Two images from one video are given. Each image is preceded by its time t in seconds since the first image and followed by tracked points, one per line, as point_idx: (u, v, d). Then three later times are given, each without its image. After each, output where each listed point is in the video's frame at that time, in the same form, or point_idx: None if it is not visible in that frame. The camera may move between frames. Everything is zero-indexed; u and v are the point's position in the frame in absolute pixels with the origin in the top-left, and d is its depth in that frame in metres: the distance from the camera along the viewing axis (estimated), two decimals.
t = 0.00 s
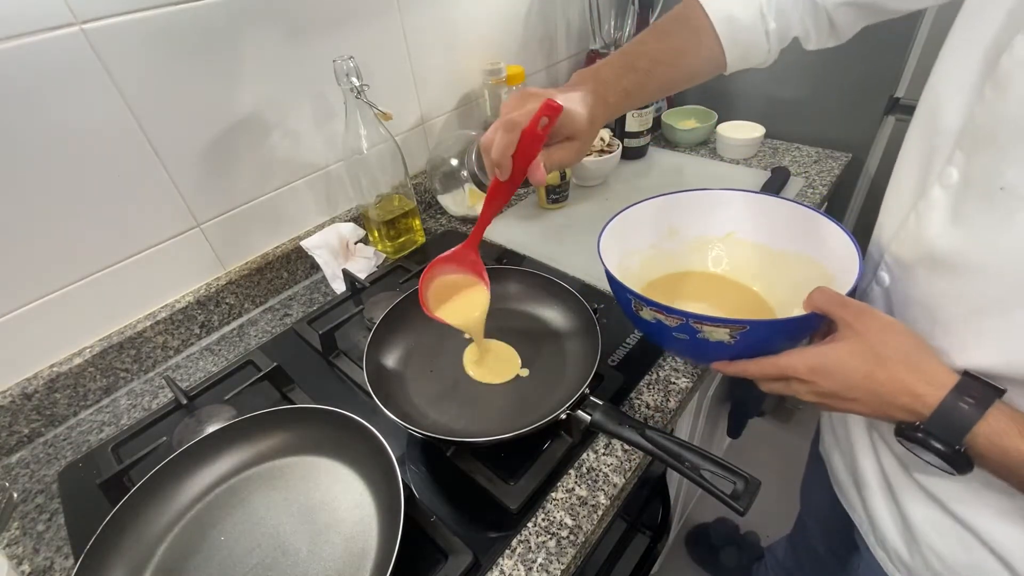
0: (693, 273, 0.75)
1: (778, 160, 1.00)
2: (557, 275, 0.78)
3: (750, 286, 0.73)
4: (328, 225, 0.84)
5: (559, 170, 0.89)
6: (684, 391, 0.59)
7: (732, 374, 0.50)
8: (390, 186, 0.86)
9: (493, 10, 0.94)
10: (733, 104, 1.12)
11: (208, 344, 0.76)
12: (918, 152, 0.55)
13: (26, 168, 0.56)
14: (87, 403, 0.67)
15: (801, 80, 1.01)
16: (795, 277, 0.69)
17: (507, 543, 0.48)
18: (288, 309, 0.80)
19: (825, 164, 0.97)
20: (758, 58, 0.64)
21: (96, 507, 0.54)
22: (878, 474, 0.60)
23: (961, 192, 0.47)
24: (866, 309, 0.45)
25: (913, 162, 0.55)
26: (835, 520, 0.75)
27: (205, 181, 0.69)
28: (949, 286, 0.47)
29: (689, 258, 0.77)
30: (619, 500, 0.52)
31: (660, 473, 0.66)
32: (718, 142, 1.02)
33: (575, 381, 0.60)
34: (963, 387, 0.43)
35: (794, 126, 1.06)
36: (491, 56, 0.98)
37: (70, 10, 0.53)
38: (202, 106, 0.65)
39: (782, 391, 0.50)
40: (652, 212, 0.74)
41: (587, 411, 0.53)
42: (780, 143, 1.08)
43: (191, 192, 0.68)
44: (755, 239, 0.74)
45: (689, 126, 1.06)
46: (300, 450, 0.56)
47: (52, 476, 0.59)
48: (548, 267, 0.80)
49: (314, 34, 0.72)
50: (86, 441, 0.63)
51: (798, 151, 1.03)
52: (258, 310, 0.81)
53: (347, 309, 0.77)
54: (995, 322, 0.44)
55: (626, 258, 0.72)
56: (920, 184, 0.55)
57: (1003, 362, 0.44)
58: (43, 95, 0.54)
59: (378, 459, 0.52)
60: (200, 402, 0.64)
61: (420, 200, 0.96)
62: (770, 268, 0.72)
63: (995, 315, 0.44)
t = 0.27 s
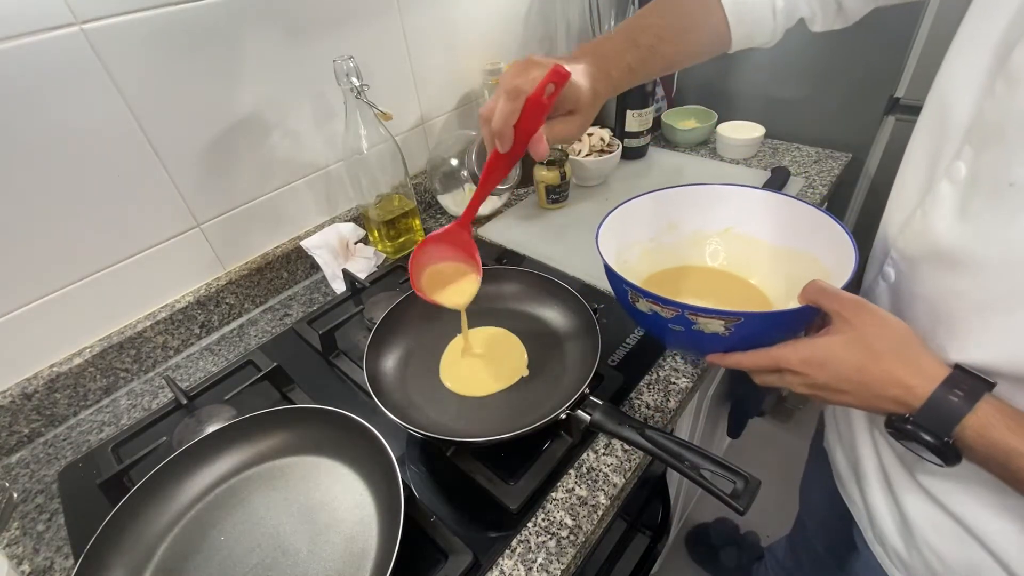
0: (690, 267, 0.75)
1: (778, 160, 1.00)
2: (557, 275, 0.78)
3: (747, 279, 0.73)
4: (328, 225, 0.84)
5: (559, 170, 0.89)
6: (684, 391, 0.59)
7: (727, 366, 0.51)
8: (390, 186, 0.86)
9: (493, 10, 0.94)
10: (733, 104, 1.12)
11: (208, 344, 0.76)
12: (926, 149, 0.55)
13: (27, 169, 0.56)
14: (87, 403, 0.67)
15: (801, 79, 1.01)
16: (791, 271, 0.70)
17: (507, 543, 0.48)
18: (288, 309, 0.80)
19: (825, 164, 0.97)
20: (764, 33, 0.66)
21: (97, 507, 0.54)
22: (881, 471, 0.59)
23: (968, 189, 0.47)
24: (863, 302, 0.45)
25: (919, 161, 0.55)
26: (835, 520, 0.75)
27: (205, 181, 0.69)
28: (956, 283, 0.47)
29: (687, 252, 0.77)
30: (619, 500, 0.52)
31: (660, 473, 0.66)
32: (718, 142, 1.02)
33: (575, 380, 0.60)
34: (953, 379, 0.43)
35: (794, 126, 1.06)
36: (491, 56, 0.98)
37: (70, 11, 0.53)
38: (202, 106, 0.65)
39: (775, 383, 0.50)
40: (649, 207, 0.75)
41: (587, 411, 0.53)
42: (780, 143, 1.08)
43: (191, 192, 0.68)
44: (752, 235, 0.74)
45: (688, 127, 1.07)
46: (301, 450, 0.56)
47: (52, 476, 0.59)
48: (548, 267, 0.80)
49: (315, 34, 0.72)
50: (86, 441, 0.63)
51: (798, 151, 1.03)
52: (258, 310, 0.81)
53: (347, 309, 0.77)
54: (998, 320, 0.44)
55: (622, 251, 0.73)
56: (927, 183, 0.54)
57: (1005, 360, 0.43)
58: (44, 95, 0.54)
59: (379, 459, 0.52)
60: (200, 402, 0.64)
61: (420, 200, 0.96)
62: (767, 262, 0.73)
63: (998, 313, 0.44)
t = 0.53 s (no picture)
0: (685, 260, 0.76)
1: (777, 160, 1.00)
2: (557, 274, 0.78)
3: (741, 272, 0.74)
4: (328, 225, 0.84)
5: (559, 170, 0.89)
6: (684, 390, 0.59)
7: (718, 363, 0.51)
8: (390, 186, 0.86)
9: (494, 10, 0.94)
10: (733, 104, 1.12)
11: (208, 344, 0.76)
12: (926, 147, 0.55)
13: (27, 169, 0.56)
14: (87, 403, 0.67)
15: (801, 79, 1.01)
16: (787, 267, 0.70)
17: (506, 543, 0.48)
18: (288, 309, 0.80)
19: (825, 164, 0.98)
20: (767, 23, 0.68)
21: (97, 507, 0.54)
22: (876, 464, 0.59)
23: (968, 184, 0.47)
24: (852, 293, 0.45)
25: (919, 158, 0.56)
26: (835, 520, 0.75)
27: (206, 181, 0.69)
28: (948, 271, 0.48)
29: (681, 246, 0.78)
30: (619, 500, 0.52)
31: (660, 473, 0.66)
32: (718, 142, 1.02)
33: (574, 381, 0.60)
34: (935, 369, 0.43)
35: (794, 126, 1.06)
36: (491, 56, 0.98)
37: (70, 11, 0.53)
38: (202, 106, 0.65)
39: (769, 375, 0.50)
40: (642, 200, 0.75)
41: (587, 411, 0.52)
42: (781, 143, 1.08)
43: (192, 192, 0.68)
44: (745, 227, 0.75)
45: (689, 127, 1.07)
46: (301, 450, 0.56)
47: (52, 476, 0.59)
48: (548, 267, 0.80)
49: (315, 34, 0.72)
50: (86, 441, 0.63)
51: (798, 151, 1.03)
52: (258, 310, 0.81)
53: (347, 309, 0.77)
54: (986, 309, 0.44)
55: (617, 244, 0.74)
56: (927, 179, 0.55)
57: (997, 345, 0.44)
58: (43, 95, 0.54)
59: (378, 459, 0.52)
60: (200, 402, 0.64)
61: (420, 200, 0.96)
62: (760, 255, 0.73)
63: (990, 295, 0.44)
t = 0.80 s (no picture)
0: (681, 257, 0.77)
1: (778, 160, 1.00)
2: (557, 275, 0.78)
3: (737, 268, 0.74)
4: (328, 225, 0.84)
5: (559, 170, 0.89)
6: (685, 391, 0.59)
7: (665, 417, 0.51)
8: (390, 186, 0.86)
9: (494, 10, 0.94)
10: (733, 104, 1.12)
11: (208, 344, 0.76)
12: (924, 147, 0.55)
13: (27, 169, 0.56)
14: (87, 403, 0.67)
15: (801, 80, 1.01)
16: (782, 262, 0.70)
17: (507, 543, 0.48)
18: (288, 309, 0.80)
19: (825, 165, 0.98)
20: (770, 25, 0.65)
21: (97, 506, 0.54)
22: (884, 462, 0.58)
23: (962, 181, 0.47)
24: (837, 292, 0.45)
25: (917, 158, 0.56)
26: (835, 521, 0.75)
27: (205, 181, 0.69)
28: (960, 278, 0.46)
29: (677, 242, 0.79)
30: (619, 500, 0.52)
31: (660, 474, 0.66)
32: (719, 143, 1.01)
33: (573, 379, 0.59)
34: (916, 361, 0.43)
35: (794, 126, 1.06)
36: (491, 56, 0.98)
37: (70, 11, 0.53)
38: (202, 106, 0.65)
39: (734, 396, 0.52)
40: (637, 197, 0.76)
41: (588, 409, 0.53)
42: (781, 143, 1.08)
43: (191, 192, 0.68)
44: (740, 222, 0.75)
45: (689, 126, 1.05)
46: (301, 449, 0.56)
47: (52, 476, 0.59)
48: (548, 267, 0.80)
49: (315, 34, 0.72)
50: (86, 441, 0.63)
51: (798, 151, 1.03)
52: (259, 310, 0.81)
53: (347, 309, 0.77)
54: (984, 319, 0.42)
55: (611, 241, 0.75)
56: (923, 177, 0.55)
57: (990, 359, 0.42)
58: (44, 94, 0.54)
59: (379, 459, 0.52)
60: (200, 402, 0.64)
61: (420, 200, 0.96)
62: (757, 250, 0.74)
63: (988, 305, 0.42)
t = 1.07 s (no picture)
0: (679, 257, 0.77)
1: (778, 160, 1.01)
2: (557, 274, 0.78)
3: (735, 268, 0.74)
4: (328, 225, 0.84)
5: (559, 170, 0.89)
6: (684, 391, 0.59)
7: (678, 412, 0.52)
8: (390, 186, 0.86)
9: (494, 10, 0.94)
10: (733, 104, 1.12)
11: (208, 344, 0.76)
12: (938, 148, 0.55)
13: (27, 169, 0.56)
14: (87, 403, 0.67)
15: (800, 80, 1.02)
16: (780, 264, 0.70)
17: (507, 543, 0.48)
18: (288, 309, 0.80)
19: (824, 165, 0.98)
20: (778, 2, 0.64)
21: (97, 506, 0.54)
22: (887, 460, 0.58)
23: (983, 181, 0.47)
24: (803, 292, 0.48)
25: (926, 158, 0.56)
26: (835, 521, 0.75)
27: (205, 181, 0.69)
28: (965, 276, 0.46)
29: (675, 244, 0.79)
30: (619, 500, 0.52)
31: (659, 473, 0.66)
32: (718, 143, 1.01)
33: (571, 372, 0.59)
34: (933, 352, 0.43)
35: (794, 126, 1.06)
36: (491, 56, 0.98)
37: (70, 11, 0.53)
38: (203, 105, 0.65)
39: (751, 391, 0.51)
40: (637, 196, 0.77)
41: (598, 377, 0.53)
42: (781, 143, 1.08)
43: (191, 192, 0.68)
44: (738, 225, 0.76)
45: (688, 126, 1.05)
46: (301, 449, 0.56)
47: (52, 476, 0.59)
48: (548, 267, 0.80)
49: (315, 34, 0.72)
50: (86, 441, 0.63)
51: (797, 151, 1.03)
52: (258, 310, 0.81)
53: (347, 309, 0.77)
54: (980, 319, 0.43)
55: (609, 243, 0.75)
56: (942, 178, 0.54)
57: (974, 361, 0.43)
58: (43, 95, 0.54)
59: (378, 458, 0.52)
60: (200, 402, 0.64)
61: (420, 200, 0.96)
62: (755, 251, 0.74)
63: (990, 307, 0.43)
